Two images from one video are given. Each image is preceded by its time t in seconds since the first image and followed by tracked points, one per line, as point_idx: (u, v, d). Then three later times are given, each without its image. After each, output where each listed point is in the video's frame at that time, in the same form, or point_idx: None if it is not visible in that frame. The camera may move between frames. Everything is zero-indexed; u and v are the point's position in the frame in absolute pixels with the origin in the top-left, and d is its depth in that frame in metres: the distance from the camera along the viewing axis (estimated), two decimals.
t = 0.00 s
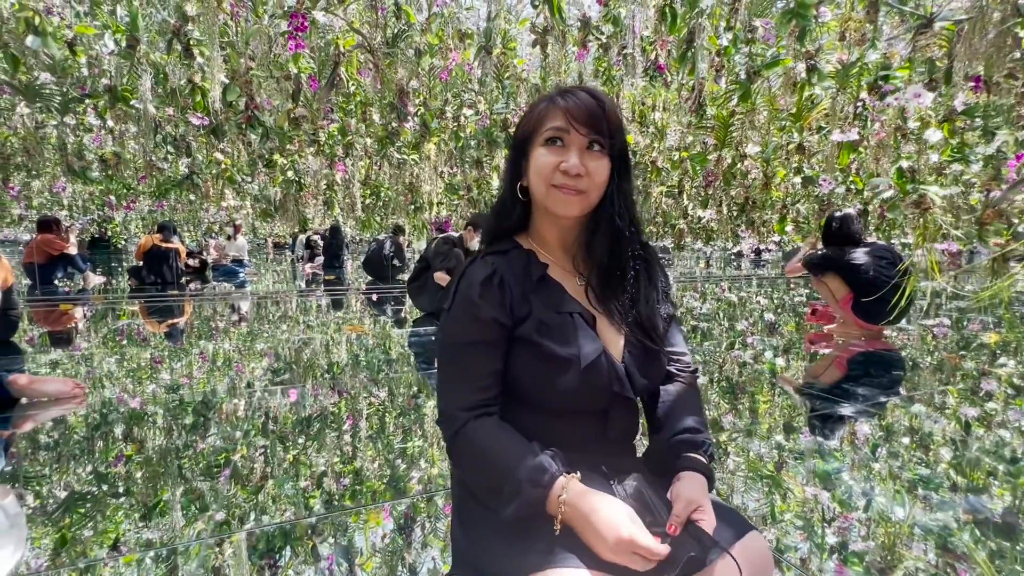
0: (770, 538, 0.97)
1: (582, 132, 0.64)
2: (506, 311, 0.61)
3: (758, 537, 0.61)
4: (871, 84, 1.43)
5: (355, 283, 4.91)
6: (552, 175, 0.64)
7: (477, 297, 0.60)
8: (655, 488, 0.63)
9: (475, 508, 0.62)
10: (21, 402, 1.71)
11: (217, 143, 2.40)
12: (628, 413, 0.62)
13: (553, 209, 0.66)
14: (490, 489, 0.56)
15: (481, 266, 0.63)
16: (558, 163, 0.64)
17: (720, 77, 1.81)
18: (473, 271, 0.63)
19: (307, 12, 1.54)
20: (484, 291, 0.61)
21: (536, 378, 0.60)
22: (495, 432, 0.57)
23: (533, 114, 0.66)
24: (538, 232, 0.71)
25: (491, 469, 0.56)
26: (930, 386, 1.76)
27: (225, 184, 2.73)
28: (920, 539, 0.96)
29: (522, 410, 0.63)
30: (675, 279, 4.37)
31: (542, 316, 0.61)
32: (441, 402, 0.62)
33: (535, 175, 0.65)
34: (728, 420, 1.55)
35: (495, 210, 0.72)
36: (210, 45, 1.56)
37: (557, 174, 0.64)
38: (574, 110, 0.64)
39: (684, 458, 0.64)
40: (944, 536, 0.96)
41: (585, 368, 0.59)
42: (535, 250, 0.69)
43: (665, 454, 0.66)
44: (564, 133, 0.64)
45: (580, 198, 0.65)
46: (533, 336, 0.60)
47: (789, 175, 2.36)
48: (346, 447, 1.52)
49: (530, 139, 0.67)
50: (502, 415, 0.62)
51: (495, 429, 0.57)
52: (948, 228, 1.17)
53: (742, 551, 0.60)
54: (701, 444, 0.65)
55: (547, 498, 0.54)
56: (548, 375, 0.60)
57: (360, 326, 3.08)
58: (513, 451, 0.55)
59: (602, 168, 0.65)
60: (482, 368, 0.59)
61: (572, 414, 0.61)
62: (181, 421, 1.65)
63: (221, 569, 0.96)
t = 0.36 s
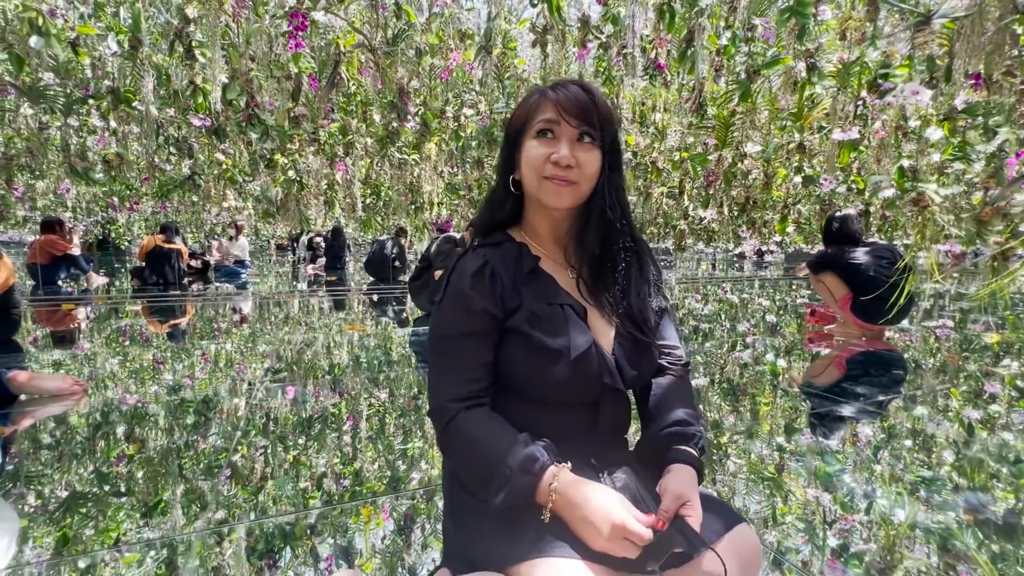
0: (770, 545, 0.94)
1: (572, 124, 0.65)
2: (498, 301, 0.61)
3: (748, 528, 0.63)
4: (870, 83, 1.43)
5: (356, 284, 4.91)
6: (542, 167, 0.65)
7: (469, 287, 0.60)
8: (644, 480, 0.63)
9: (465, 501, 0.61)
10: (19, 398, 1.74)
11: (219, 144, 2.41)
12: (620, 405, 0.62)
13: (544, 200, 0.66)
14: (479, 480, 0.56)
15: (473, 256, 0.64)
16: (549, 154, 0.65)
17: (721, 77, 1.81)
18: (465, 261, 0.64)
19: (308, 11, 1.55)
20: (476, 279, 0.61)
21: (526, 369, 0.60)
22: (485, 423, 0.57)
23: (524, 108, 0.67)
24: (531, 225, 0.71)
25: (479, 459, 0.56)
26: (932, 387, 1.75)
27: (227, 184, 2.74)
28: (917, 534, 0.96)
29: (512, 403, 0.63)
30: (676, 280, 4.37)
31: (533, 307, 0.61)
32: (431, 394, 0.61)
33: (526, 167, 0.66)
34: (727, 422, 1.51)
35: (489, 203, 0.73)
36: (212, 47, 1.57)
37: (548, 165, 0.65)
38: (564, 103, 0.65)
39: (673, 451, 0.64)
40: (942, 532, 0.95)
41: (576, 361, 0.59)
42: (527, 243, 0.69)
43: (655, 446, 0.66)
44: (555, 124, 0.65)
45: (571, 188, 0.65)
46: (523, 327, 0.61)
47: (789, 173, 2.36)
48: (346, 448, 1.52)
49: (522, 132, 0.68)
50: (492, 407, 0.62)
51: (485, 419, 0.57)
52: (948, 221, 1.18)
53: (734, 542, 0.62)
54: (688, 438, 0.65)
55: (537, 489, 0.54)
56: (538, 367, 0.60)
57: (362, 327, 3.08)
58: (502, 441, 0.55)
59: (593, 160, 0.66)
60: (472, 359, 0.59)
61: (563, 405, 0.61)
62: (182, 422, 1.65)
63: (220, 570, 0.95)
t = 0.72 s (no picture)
0: (766, 538, 0.88)
1: (559, 103, 0.69)
2: (486, 278, 0.65)
3: (730, 499, 0.68)
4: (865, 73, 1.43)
5: (356, 280, 4.90)
6: (531, 144, 0.69)
7: (459, 264, 0.64)
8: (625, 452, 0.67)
9: (454, 470, 0.65)
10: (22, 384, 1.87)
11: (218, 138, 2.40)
12: (601, 377, 0.66)
13: (534, 177, 0.70)
14: (467, 449, 0.59)
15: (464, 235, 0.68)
16: (537, 132, 0.69)
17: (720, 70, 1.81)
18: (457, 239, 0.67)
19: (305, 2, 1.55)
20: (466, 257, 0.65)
21: (515, 343, 0.64)
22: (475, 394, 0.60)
23: (512, 90, 0.72)
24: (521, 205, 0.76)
25: (467, 429, 0.59)
26: (933, 380, 1.74)
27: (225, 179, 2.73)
28: (917, 525, 0.91)
29: (500, 376, 0.66)
30: (676, 278, 4.36)
31: (519, 284, 0.65)
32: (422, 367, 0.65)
33: (514, 146, 0.71)
34: (725, 414, 1.50)
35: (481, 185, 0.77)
36: (211, 39, 1.56)
37: (536, 142, 0.69)
38: (550, 83, 0.70)
39: (653, 423, 0.67)
40: (944, 521, 0.92)
41: (561, 334, 0.63)
42: (517, 222, 0.73)
43: (638, 420, 0.69)
44: (542, 103, 0.70)
45: (559, 164, 0.69)
46: (510, 302, 0.64)
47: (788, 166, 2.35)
48: (346, 445, 1.46)
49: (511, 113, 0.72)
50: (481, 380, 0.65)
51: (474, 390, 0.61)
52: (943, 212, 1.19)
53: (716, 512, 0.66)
54: (672, 409, 0.69)
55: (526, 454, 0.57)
56: (526, 340, 0.64)
57: (362, 324, 3.06)
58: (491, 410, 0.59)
59: (579, 137, 0.70)
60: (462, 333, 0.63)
61: (550, 379, 0.65)
62: (182, 415, 1.64)
63: (218, 562, 0.90)
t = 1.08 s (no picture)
0: (759, 521, 0.89)
1: (566, 84, 0.85)
2: (479, 254, 0.77)
3: (708, 460, 0.80)
4: (859, 60, 1.44)
5: (354, 270, 4.91)
6: (549, 116, 0.82)
7: (455, 241, 0.76)
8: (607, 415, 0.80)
9: (447, 426, 0.77)
10: (27, 363, 1.94)
11: (215, 126, 2.39)
12: (582, 346, 0.79)
13: (547, 148, 0.84)
14: (458, 412, 0.71)
15: (456, 215, 0.80)
16: (556, 105, 0.82)
17: (717, 56, 1.80)
18: (451, 220, 0.79)
19: None
20: (458, 235, 0.77)
21: (506, 311, 0.77)
22: (460, 359, 0.72)
23: (524, 66, 0.84)
24: (519, 177, 0.88)
25: (459, 393, 0.70)
26: (928, 367, 1.75)
27: (223, 166, 2.73)
28: (908, 504, 0.91)
29: (488, 339, 0.79)
30: (675, 268, 4.36)
31: (512, 257, 0.77)
32: (417, 333, 0.76)
33: (531, 118, 0.83)
34: (719, 401, 1.51)
35: (478, 158, 0.88)
36: (208, 26, 1.56)
37: (554, 116, 0.82)
38: (562, 62, 0.84)
39: (640, 389, 0.80)
40: (935, 500, 0.92)
41: (549, 304, 0.75)
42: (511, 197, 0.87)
43: (626, 385, 0.82)
44: (555, 79, 0.84)
45: (571, 136, 0.84)
46: (503, 274, 0.76)
47: (784, 154, 2.36)
48: (346, 429, 1.43)
49: (520, 88, 0.84)
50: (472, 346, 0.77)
51: (462, 356, 0.73)
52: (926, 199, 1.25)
53: (693, 470, 0.78)
54: (653, 374, 0.81)
55: (515, 414, 0.69)
56: (517, 309, 0.76)
57: (361, 313, 3.06)
58: (478, 374, 0.71)
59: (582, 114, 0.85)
60: (457, 303, 0.75)
61: (537, 342, 0.77)
62: (183, 403, 1.65)
63: (223, 542, 0.84)
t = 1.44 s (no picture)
0: (751, 508, 0.91)
1: (571, 87, 0.95)
2: (472, 246, 0.88)
3: (688, 440, 0.89)
4: (854, 49, 1.44)
5: (353, 261, 4.91)
6: (562, 117, 0.93)
7: (449, 235, 0.87)
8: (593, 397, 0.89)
9: (440, 406, 0.87)
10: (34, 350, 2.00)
11: (213, 115, 2.40)
12: (571, 332, 0.89)
13: (555, 144, 0.94)
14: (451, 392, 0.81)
15: (451, 210, 0.90)
16: (566, 106, 0.93)
17: (714, 46, 1.81)
18: (446, 214, 0.89)
19: None
20: (453, 228, 0.88)
21: (497, 299, 0.87)
22: (453, 342, 0.83)
23: (535, 65, 0.93)
24: (519, 169, 0.97)
25: (454, 375, 0.81)
26: (921, 357, 1.77)
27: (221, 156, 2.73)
28: (894, 488, 0.93)
29: (480, 326, 0.89)
30: (673, 259, 4.36)
31: (503, 249, 0.87)
32: (415, 319, 0.87)
33: (546, 113, 0.92)
34: (715, 391, 1.52)
35: (478, 148, 0.96)
36: (205, 15, 1.56)
37: (565, 116, 0.93)
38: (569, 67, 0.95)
39: (627, 372, 0.90)
40: (924, 487, 0.93)
41: (537, 292, 0.86)
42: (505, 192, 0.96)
43: (613, 367, 0.92)
44: (563, 82, 0.94)
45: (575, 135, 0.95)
46: (495, 265, 0.87)
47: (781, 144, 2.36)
48: (347, 418, 1.44)
49: (531, 83, 0.92)
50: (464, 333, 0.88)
51: (454, 340, 0.84)
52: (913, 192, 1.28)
53: (674, 448, 0.87)
54: (637, 356, 0.91)
55: (505, 394, 0.79)
56: (507, 297, 0.86)
57: (360, 304, 3.08)
58: (470, 356, 0.81)
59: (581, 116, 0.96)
60: (450, 291, 0.86)
61: (527, 327, 0.87)
62: (185, 391, 1.66)
63: (225, 525, 0.85)
